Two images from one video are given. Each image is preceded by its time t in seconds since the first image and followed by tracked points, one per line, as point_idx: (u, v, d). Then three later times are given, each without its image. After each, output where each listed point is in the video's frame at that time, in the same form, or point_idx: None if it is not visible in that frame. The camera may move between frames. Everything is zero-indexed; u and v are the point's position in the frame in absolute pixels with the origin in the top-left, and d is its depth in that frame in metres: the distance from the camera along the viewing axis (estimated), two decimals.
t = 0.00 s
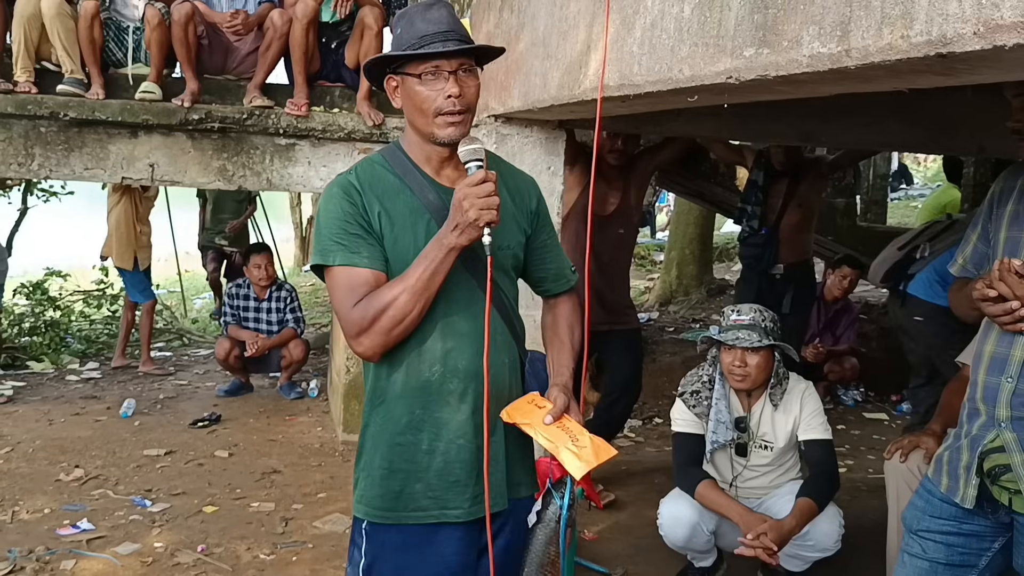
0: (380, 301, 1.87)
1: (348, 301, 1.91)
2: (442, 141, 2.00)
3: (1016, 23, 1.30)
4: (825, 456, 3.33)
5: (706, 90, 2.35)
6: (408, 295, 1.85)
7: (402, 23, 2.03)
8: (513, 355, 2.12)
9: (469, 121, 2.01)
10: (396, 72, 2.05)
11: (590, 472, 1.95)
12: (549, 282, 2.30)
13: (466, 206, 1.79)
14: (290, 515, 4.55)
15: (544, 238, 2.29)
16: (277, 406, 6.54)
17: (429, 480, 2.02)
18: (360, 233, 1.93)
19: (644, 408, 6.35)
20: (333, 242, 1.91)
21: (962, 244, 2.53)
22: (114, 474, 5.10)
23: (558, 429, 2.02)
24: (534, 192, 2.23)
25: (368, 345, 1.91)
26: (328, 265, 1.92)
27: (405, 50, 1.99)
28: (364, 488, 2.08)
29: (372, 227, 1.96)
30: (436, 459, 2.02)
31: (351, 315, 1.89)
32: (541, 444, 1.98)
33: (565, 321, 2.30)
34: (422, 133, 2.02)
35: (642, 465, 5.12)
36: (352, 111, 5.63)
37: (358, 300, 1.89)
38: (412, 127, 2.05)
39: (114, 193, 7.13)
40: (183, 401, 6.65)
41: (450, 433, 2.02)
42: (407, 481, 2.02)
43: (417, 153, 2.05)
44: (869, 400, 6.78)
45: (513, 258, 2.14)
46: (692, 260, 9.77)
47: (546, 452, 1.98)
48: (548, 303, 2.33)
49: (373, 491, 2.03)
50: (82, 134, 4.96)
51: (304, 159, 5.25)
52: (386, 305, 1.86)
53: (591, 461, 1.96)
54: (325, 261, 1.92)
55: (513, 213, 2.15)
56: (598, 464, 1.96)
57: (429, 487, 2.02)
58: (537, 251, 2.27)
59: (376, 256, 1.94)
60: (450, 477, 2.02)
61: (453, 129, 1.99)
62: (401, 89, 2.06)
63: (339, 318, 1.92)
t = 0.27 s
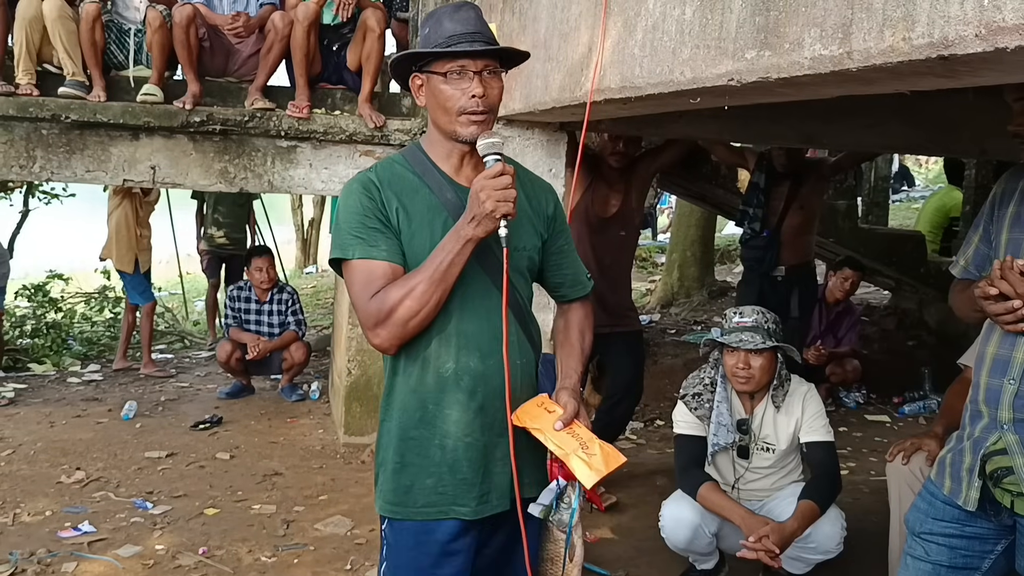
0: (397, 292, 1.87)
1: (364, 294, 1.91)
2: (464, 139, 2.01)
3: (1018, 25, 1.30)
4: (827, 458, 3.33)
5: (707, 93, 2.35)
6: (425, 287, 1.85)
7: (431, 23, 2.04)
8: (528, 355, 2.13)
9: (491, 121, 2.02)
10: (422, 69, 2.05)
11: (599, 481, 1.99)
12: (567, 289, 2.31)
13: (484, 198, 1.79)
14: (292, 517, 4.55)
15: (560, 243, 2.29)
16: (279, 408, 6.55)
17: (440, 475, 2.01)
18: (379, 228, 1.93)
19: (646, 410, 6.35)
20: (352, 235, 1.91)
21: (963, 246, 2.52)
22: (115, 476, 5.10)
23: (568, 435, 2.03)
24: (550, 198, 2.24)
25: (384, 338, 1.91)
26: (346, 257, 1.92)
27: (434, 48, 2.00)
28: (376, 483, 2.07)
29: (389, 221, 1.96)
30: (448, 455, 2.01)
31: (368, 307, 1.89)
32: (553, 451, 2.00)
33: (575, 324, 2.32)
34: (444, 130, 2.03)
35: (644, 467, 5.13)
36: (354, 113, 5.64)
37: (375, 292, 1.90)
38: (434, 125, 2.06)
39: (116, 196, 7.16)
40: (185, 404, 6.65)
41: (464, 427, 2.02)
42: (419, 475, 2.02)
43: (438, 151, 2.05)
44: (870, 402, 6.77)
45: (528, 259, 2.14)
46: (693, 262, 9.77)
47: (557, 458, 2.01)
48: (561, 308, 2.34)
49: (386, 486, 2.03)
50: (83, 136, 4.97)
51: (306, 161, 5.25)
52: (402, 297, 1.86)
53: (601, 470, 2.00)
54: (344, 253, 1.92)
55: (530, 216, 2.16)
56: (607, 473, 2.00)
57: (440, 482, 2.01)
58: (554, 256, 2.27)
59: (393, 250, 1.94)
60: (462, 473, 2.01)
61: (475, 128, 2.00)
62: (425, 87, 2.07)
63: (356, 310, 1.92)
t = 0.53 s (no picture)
0: (403, 290, 1.87)
1: (369, 291, 1.91)
2: (470, 139, 2.00)
3: (1018, 24, 1.30)
4: (828, 458, 3.33)
5: (708, 93, 2.35)
6: (432, 285, 1.85)
7: (443, 22, 2.04)
8: (532, 355, 2.14)
9: (498, 122, 2.01)
10: (432, 68, 2.05)
11: (616, 474, 1.95)
12: (565, 293, 2.31)
13: (495, 196, 1.80)
14: (293, 517, 4.55)
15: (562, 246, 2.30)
16: (280, 408, 6.55)
17: (445, 473, 2.02)
18: (385, 225, 1.93)
19: (647, 410, 6.35)
20: (359, 232, 1.91)
21: (964, 244, 2.52)
22: (117, 476, 5.10)
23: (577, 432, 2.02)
24: (552, 200, 2.25)
25: (390, 335, 1.91)
26: (352, 253, 1.92)
27: (445, 47, 2.00)
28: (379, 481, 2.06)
29: (395, 219, 1.96)
30: (454, 453, 2.02)
31: (374, 305, 1.89)
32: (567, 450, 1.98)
33: (570, 329, 2.33)
34: (451, 129, 2.02)
35: (645, 467, 5.13)
36: (355, 114, 5.64)
37: (381, 289, 1.90)
38: (441, 124, 2.05)
39: (117, 197, 7.18)
40: (186, 404, 6.65)
41: (469, 425, 2.02)
42: (424, 473, 2.02)
43: (445, 150, 2.05)
44: (872, 401, 6.77)
45: (532, 260, 2.15)
46: (694, 261, 9.77)
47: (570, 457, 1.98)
48: (553, 312, 2.34)
49: (389, 484, 2.02)
50: (84, 137, 4.97)
51: (307, 161, 5.26)
52: (410, 295, 1.86)
53: (616, 464, 1.97)
54: (350, 249, 1.92)
55: (533, 218, 2.17)
56: (621, 468, 1.96)
57: (444, 479, 2.02)
58: (554, 260, 2.28)
59: (399, 247, 1.94)
60: (467, 470, 2.01)
61: (482, 129, 1.99)
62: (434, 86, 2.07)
63: (362, 307, 1.92)
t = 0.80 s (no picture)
0: (402, 294, 1.87)
1: (368, 294, 1.90)
2: (472, 140, 2.00)
3: (1017, 23, 1.30)
4: (829, 458, 3.33)
5: (707, 92, 2.35)
6: (432, 291, 1.85)
7: (442, 23, 2.04)
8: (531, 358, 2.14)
9: (499, 123, 2.02)
10: (432, 70, 2.05)
11: (615, 470, 1.93)
12: (560, 297, 2.31)
13: (497, 205, 1.80)
14: (293, 518, 4.55)
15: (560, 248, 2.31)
16: (280, 409, 6.55)
17: (445, 477, 2.02)
18: (385, 225, 1.93)
19: (647, 410, 6.35)
20: (359, 233, 1.91)
21: (964, 244, 2.52)
22: (117, 477, 5.10)
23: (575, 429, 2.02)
24: (548, 203, 2.25)
25: (388, 338, 1.91)
26: (350, 254, 1.92)
27: (445, 48, 2.00)
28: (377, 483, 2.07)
29: (395, 220, 1.96)
30: (453, 457, 2.02)
31: (373, 308, 1.89)
32: (566, 447, 1.97)
33: (563, 332, 2.34)
34: (452, 131, 2.02)
35: (645, 467, 5.13)
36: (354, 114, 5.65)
37: (380, 292, 1.89)
38: (441, 125, 2.06)
39: (117, 198, 7.17)
40: (186, 405, 6.66)
41: (468, 429, 2.02)
42: (423, 477, 2.02)
43: (444, 151, 2.06)
44: (872, 401, 6.78)
45: (531, 263, 2.16)
46: (694, 261, 9.77)
47: (568, 453, 1.97)
48: (547, 315, 2.34)
49: (388, 487, 2.02)
50: (84, 138, 4.97)
51: (307, 162, 5.26)
52: (409, 300, 1.86)
53: (614, 460, 1.96)
54: (349, 251, 1.91)
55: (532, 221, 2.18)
56: (619, 465, 1.95)
57: (445, 483, 2.03)
58: (552, 263, 2.29)
59: (398, 250, 1.94)
60: (466, 473, 2.02)
61: (484, 129, 1.99)
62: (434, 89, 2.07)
63: (360, 310, 1.92)
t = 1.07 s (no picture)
0: (400, 301, 1.87)
1: (365, 299, 1.90)
2: (472, 147, 2.01)
3: (1016, 24, 1.30)
4: (829, 459, 3.32)
5: (706, 94, 2.36)
6: (430, 298, 1.85)
7: (444, 26, 2.02)
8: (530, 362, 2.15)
9: (500, 130, 2.02)
10: (433, 72, 2.04)
11: (612, 471, 1.92)
12: (557, 299, 2.31)
13: (497, 216, 1.80)
14: (293, 520, 4.55)
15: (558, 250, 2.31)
16: (280, 411, 6.55)
17: (442, 481, 2.02)
18: (384, 230, 1.93)
19: (647, 412, 6.35)
20: (357, 237, 1.91)
21: (963, 245, 2.52)
22: (117, 480, 5.10)
23: (574, 432, 2.01)
24: (547, 207, 2.25)
25: (385, 343, 1.92)
26: (348, 258, 1.92)
27: (447, 53, 1.98)
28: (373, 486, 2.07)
29: (393, 224, 1.96)
30: (450, 461, 2.02)
31: (370, 313, 1.89)
32: (566, 447, 1.96)
33: (560, 334, 2.33)
34: (453, 136, 2.02)
35: (645, 469, 5.12)
36: (354, 116, 5.65)
37: (378, 297, 1.90)
38: (441, 129, 2.05)
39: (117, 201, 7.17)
40: (187, 407, 6.66)
41: (466, 434, 2.02)
42: (420, 481, 2.02)
43: (444, 155, 2.06)
44: (872, 402, 6.78)
45: (529, 267, 2.16)
46: (694, 263, 9.77)
47: (566, 454, 1.97)
48: (545, 317, 2.34)
49: (385, 492, 2.02)
50: (84, 141, 4.97)
51: (307, 164, 5.27)
52: (408, 306, 1.86)
53: (613, 461, 1.95)
54: (347, 255, 1.91)
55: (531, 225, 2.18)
56: (617, 467, 1.94)
57: (442, 487, 2.03)
58: (550, 266, 2.29)
59: (397, 255, 1.94)
60: (464, 478, 2.02)
61: (484, 137, 2.00)
62: (435, 91, 2.06)
63: (358, 314, 1.92)
